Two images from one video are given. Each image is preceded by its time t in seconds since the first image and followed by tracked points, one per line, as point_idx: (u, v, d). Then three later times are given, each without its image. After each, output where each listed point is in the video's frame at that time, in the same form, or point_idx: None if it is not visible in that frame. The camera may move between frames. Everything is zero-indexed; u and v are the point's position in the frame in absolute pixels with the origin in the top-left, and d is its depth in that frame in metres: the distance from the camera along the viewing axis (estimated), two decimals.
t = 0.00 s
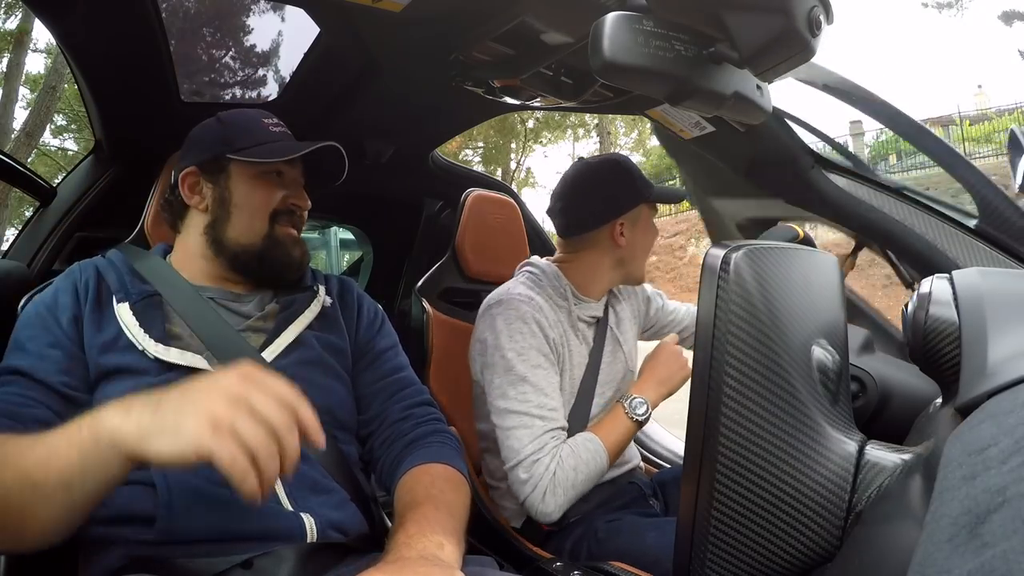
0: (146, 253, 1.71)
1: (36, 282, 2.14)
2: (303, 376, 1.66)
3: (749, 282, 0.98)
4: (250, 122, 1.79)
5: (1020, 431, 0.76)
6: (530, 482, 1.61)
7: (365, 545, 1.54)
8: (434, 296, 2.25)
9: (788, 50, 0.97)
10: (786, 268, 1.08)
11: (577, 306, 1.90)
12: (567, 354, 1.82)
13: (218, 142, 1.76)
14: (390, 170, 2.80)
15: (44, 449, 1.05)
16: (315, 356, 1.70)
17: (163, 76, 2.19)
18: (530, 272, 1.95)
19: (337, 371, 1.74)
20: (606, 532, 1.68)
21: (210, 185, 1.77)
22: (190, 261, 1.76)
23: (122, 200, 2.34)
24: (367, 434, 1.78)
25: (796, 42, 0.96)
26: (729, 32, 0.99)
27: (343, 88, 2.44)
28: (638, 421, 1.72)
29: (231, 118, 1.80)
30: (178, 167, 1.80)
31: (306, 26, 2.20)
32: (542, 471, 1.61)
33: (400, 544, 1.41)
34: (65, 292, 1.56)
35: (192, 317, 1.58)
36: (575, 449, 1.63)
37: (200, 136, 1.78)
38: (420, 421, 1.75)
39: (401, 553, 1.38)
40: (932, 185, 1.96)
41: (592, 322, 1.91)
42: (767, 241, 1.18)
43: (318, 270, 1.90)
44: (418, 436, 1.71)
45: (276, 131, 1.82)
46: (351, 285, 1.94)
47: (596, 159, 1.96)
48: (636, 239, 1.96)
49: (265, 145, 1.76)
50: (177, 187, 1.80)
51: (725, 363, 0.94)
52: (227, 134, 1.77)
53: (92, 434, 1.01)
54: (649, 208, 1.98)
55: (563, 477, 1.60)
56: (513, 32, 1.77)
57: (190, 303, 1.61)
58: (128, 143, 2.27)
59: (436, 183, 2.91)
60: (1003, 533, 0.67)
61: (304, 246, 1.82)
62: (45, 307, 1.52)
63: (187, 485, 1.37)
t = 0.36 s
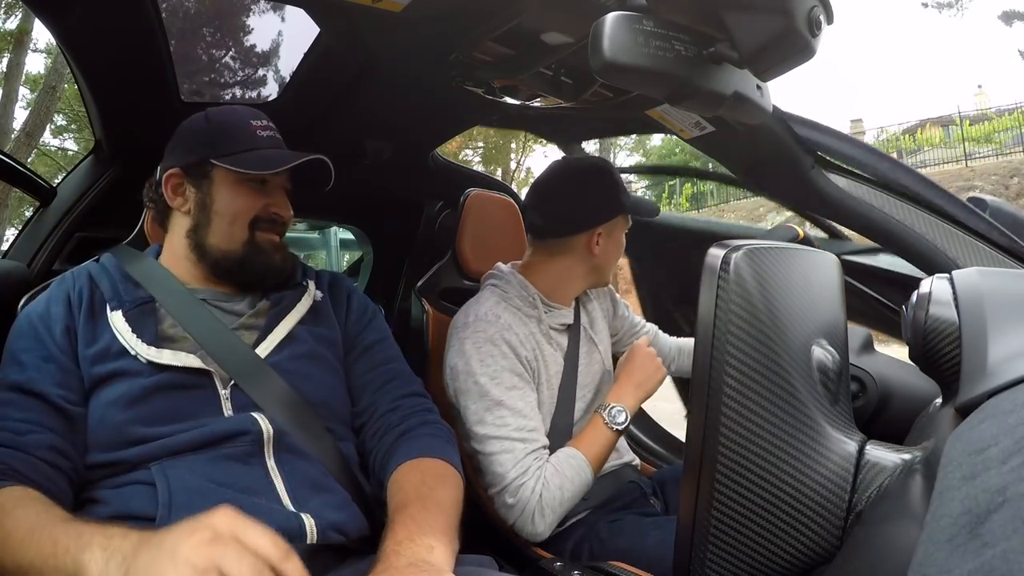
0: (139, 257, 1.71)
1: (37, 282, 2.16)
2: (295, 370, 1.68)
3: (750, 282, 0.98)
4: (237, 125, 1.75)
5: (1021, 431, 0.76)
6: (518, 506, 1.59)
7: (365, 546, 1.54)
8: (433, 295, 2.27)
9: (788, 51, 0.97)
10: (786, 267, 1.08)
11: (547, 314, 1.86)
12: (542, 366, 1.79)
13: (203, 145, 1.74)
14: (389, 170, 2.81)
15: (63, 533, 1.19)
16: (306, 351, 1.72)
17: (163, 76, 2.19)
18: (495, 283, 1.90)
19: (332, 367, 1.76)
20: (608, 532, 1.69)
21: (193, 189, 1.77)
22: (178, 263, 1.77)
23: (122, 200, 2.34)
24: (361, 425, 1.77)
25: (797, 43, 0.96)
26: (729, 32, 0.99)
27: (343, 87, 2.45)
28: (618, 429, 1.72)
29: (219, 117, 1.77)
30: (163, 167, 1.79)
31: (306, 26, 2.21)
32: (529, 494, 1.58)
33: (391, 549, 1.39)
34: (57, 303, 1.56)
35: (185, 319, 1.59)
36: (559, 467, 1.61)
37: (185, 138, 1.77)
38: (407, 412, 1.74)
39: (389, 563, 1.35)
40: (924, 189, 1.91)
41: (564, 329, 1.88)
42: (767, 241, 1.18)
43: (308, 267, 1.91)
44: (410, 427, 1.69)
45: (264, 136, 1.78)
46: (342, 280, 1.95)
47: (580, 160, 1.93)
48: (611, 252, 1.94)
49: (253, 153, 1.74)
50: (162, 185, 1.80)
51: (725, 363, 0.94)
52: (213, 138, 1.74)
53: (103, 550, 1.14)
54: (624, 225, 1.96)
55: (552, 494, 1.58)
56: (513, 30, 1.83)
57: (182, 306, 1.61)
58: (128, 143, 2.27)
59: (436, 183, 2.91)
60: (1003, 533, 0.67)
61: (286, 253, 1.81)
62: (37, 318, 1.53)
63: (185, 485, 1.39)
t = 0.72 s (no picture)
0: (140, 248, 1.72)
1: (36, 282, 2.13)
2: (296, 345, 1.69)
3: (749, 282, 0.98)
4: (245, 122, 1.79)
5: (1020, 431, 0.76)
6: (522, 513, 1.56)
7: (365, 546, 1.54)
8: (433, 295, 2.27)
9: (788, 51, 0.97)
10: (785, 268, 1.08)
11: (547, 315, 1.86)
12: (542, 370, 1.78)
13: (212, 143, 1.77)
14: (389, 170, 2.81)
15: (59, 544, 1.19)
16: (302, 327, 1.73)
17: (163, 75, 2.19)
18: (491, 286, 1.88)
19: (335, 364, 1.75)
20: (609, 532, 1.69)
21: (207, 183, 1.79)
22: (187, 253, 1.78)
23: (122, 200, 2.34)
24: (361, 412, 1.77)
25: (797, 43, 0.96)
26: (728, 33, 0.99)
27: (342, 86, 2.46)
28: (616, 434, 1.72)
29: (227, 117, 1.80)
30: (176, 166, 1.80)
31: (306, 26, 2.21)
32: (534, 500, 1.55)
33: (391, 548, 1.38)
34: (56, 288, 1.57)
35: (185, 292, 1.61)
36: (561, 473, 1.60)
37: (196, 137, 1.79)
38: (405, 402, 1.74)
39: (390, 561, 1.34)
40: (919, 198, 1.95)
41: (561, 330, 1.88)
42: (766, 240, 1.18)
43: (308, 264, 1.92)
44: (408, 415, 1.69)
45: (270, 132, 1.82)
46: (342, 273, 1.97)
47: (577, 160, 1.90)
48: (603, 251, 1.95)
49: (262, 146, 1.77)
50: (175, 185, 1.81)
51: (725, 363, 0.94)
52: (222, 136, 1.77)
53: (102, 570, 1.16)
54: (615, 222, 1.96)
55: (556, 498, 1.57)
56: (512, 31, 1.74)
57: (181, 281, 1.64)
58: (127, 142, 2.27)
59: (437, 183, 2.92)
60: (1003, 533, 0.68)
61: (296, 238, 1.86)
62: (38, 304, 1.54)
63: (186, 482, 1.37)
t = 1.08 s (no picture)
0: (143, 254, 1.71)
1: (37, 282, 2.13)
2: (298, 370, 1.66)
3: (750, 282, 0.98)
4: (267, 129, 1.79)
5: (1020, 431, 0.76)
6: (535, 502, 1.57)
7: (364, 545, 1.55)
8: (433, 295, 2.27)
9: (788, 50, 0.97)
10: (786, 267, 1.08)
11: (562, 312, 1.85)
12: (558, 363, 1.78)
13: (233, 145, 1.77)
14: (389, 170, 2.82)
15: (70, 549, 1.20)
16: (308, 352, 1.71)
17: (163, 76, 2.19)
18: (509, 277, 1.88)
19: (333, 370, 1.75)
20: (608, 532, 1.69)
21: (223, 186, 1.79)
22: (194, 258, 1.77)
23: (122, 201, 2.33)
24: (363, 431, 1.76)
25: (797, 43, 0.96)
26: (728, 32, 0.99)
27: (342, 87, 2.46)
28: (625, 429, 1.74)
29: (250, 123, 1.81)
30: (192, 165, 1.81)
31: (306, 26, 2.20)
32: (547, 489, 1.57)
33: (389, 549, 1.39)
34: (59, 301, 1.55)
35: (190, 314, 1.59)
36: (575, 465, 1.61)
37: (217, 138, 1.79)
38: (410, 421, 1.74)
39: (389, 560, 1.35)
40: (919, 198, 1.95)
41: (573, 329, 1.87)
42: (767, 240, 1.18)
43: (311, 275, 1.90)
44: (411, 435, 1.69)
45: (292, 142, 1.82)
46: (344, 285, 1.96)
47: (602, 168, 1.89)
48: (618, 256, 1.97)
49: (281, 154, 1.77)
50: (190, 184, 1.82)
51: (725, 362, 0.94)
52: (243, 140, 1.77)
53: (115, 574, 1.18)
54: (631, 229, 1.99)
55: (569, 487, 1.58)
56: (513, 31, 1.74)
57: (188, 301, 1.61)
58: (127, 143, 2.27)
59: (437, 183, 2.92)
60: (1003, 533, 0.68)
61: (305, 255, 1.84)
62: (39, 316, 1.52)
63: (183, 491, 1.38)
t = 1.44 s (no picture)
0: (145, 257, 1.70)
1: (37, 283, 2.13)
2: (301, 376, 1.66)
3: (749, 282, 0.98)
4: (271, 128, 1.80)
5: (1020, 431, 0.76)
6: (601, 491, 1.57)
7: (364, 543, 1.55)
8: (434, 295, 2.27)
9: (789, 51, 0.97)
10: (785, 267, 1.08)
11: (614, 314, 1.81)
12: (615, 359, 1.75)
13: (235, 144, 1.77)
14: (389, 170, 2.82)
15: (73, 548, 1.20)
16: (311, 359, 1.70)
17: (163, 76, 2.19)
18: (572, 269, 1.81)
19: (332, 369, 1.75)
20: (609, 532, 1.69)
21: (226, 185, 1.78)
22: (197, 261, 1.77)
23: (122, 201, 2.33)
24: (365, 435, 1.76)
25: (796, 43, 0.96)
26: (729, 32, 0.99)
27: (342, 87, 2.46)
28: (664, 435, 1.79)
29: (250, 122, 1.81)
30: (193, 165, 1.80)
31: (306, 26, 2.20)
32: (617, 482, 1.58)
33: (390, 546, 1.38)
34: (61, 305, 1.55)
35: (194, 320, 1.59)
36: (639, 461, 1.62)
37: (217, 137, 1.79)
38: (412, 424, 1.75)
39: (388, 559, 1.34)
40: (919, 197, 1.94)
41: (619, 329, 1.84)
42: (767, 240, 1.18)
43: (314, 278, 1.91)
44: (413, 438, 1.70)
45: (293, 140, 1.83)
46: (348, 288, 1.96)
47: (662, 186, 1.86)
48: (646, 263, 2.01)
49: (281, 151, 1.77)
50: (191, 183, 1.81)
51: (726, 362, 0.94)
52: (244, 138, 1.77)
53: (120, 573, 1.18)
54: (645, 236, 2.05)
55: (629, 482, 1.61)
56: (513, 31, 1.75)
57: (192, 305, 1.61)
58: (127, 143, 2.27)
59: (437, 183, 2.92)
60: (1003, 533, 0.67)
61: (309, 252, 1.85)
62: (41, 318, 1.52)
63: (183, 492, 1.38)
